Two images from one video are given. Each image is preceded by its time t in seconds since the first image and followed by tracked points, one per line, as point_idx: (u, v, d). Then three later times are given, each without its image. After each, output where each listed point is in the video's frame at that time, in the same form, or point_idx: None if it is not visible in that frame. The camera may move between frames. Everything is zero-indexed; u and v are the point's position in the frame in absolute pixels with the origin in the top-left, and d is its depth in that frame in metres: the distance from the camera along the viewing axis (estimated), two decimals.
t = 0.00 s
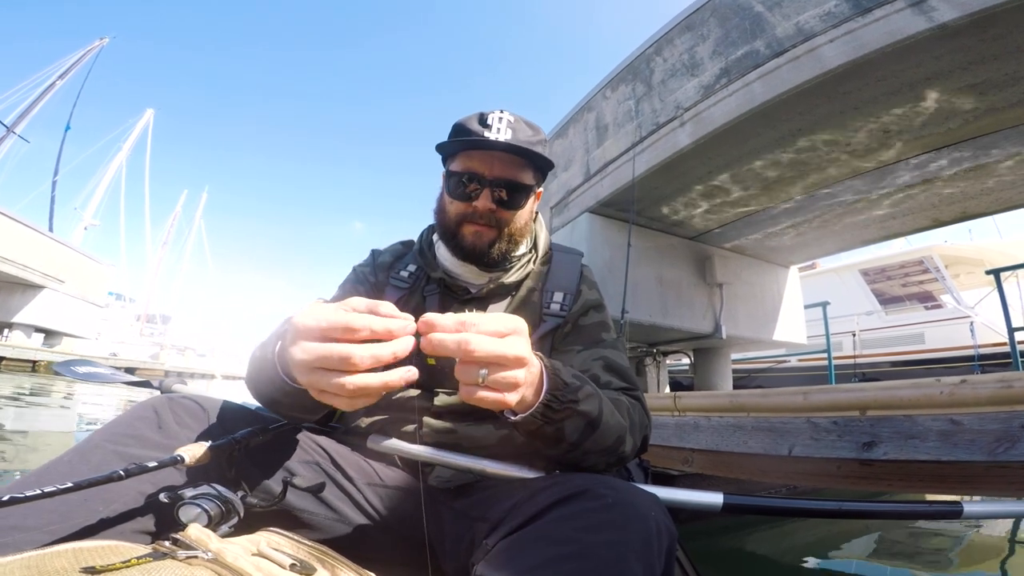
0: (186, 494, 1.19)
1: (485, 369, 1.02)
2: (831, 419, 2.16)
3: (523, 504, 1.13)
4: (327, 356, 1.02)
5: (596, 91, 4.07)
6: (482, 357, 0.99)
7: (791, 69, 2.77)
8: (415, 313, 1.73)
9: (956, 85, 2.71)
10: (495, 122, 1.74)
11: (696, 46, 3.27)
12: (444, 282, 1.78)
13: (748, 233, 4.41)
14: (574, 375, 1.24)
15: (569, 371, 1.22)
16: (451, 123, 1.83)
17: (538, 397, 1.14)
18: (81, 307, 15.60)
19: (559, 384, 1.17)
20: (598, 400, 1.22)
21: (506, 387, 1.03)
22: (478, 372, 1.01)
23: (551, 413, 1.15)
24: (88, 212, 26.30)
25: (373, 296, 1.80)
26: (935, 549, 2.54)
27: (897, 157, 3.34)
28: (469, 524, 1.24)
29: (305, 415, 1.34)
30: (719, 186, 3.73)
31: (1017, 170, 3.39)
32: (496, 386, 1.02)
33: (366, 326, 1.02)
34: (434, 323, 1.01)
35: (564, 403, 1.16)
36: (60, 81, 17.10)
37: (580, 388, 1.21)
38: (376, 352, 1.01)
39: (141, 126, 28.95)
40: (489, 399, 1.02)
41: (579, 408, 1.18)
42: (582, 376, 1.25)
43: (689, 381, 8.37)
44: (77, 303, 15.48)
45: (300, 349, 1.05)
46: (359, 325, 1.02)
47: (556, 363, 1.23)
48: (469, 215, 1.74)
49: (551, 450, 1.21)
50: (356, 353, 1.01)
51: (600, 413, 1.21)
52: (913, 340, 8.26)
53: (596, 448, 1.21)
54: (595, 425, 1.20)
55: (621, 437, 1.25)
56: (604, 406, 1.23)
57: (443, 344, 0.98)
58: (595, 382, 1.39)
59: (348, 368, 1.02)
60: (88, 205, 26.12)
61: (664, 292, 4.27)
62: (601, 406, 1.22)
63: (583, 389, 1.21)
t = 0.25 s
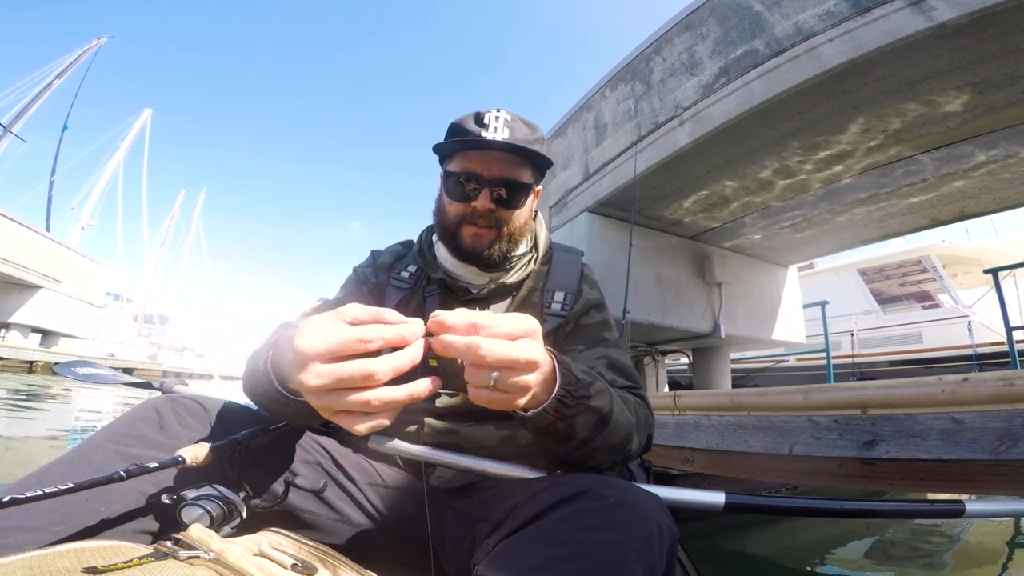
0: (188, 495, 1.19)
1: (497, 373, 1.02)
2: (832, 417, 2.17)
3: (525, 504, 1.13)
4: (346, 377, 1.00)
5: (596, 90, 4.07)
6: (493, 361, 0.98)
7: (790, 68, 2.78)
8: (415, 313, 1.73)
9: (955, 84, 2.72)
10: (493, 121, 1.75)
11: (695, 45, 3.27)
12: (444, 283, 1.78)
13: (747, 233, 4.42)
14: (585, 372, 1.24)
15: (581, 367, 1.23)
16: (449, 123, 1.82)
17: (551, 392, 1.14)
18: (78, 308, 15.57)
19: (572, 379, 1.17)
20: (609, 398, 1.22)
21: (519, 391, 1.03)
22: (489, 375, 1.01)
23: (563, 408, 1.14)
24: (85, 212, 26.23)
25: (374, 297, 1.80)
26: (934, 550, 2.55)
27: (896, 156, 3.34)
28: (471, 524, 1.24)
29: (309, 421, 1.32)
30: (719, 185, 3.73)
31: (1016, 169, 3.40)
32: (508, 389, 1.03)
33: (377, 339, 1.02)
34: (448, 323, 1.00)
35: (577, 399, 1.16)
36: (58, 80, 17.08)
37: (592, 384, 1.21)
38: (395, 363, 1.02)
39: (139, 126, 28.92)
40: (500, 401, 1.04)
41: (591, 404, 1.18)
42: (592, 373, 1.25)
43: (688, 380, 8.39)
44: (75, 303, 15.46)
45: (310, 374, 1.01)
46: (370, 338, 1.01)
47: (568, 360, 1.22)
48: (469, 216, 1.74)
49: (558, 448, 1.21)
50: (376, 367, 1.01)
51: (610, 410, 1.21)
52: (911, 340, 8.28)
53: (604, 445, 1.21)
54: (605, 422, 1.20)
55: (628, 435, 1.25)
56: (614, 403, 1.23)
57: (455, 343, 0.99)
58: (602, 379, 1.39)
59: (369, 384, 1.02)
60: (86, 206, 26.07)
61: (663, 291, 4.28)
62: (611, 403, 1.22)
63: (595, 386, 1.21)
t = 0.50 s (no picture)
0: (188, 496, 1.18)
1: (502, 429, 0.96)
2: (832, 417, 2.18)
3: (526, 504, 1.13)
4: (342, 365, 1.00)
5: (594, 90, 4.07)
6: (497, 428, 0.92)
7: (788, 67, 2.78)
8: (415, 314, 1.72)
9: (954, 83, 2.73)
10: (490, 121, 1.74)
11: (694, 45, 3.28)
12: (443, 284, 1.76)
13: (746, 233, 4.43)
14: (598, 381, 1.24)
15: (596, 379, 1.22)
16: (446, 123, 1.82)
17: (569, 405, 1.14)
18: (75, 308, 15.53)
19: (589, 394, 1.17)
20: (621, 408, 1.23)
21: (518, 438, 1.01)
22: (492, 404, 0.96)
23: (578, 422, 1.15)
24: (82, 212, 26.15)
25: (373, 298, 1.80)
26: (932, 549, 2.56)
27: (895, 156, 3.36)
28: (471, 525, 1.24)
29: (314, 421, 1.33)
30: (718, 184, 3.73)
31: (1013, 169, 3.41)
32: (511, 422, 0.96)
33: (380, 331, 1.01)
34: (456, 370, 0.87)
35: (592, 413, 1.16)
36: (55, 80, 17.08)
37: (606, 395, 1.21)
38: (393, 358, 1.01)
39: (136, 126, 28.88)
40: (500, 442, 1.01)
41: (604, 417, 1.18)
42: (605, 383, 1.25)
43: (685, 380, 8.39)
44: (72, 304, 15.41)
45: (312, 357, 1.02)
46: (373, 329, 1.00)
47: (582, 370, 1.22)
48: (468, 217, 1.74)
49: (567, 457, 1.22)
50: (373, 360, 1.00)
51: (621, 422, 1.22)
52: (909, 339, 8.30)
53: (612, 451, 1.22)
54: (615, 432, 1.21)
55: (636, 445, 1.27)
56: (626, 412, 1.24)
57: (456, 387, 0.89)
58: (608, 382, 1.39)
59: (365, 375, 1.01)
60: (82, 206, 26.00)
61: (662, 291, 4.28)
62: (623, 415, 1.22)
63: (609, 397, 1.21)
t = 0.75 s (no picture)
0: (188, 496, 1.18)
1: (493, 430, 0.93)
2: (831, 417, 2.18)
3: (526, 504, 1.13)
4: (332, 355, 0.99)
5: (593, 89, 4.07)
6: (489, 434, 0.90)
7: (787, 67, 2.79)
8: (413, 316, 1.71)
9: (953, 83, 2.73)
10: (485, 120, 1.73)
11: (693, 44, 3.28)
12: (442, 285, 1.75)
13: (745, 232, 4.44)
14: (603, 387, 1.24)
15: (603, 386, 1.22)
16: (441, 124, 1.81)
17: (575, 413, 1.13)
18: (72, 308, 15.48)
19: (597, 402, 1.16)
20: (629, 413, 1.23)
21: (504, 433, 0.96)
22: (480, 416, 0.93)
23: (588, 431, 1.15)
24: (79, 212, 26.08)
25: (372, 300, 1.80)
26: (931, 549, 2.56)
27: (893, 156, 3.36)
28: (470, 524, 1.23)
29: (314, 421, 1.33)
30: (717, 184, 3.74)
31: (1011, 169, 3.42)
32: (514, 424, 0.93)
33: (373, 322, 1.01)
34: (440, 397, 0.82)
35: (601, 421, 1.16)
36: (52, 80, 17.04)
37: (613, 401, 1.21)
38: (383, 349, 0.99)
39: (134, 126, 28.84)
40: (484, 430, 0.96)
41: (612, 424, 1.18)
42: (611, 389, 1.25)
43: (684, 380, 8.40)
44: (69, 304, 15.37)
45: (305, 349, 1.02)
46: (364, 319, 1.00)
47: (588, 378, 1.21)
48: (466, 218, 1.74)
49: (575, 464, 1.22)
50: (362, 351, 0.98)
51: (629, 428, 1.22)
52: (906, 339, 8.32)
53: (619, 456, 1.22)
54: (624, 437, 1.21)
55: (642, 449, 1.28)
56: (632, 416, 1.25)
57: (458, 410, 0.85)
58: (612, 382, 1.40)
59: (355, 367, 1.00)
60: (80, 206, 25.94)
61: (661, 291, 4.29)
62: (630, 421, 1.23)
63: (616, 403, 1.21)
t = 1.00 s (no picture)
0: (186, 495, 1.18)
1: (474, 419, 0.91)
2: (831, 418, 2.18)
3: (523, 504, 1.13)
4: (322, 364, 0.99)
5: (591, 89, 4.07)
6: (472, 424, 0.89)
7: (785, 67, 2.79)
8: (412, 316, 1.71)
9: (952, 82, 2.74)
10: (483, 121, 1.72)
11: (691, 44, 3.28)
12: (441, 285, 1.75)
13: (744, 232, 4.44)
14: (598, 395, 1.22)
15: (595, 393, 1.21)
16: (438, 124, 1.80)
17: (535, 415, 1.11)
18: (71, 308, 15.46)
19: (591, 412, 1.15)
20: (624, 419, 1.23)
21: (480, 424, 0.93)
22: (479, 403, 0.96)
23: (582, 441, 1.14)
24: (78, 212, 26.06)
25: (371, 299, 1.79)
26: (929, 549, 2.57)
27: (892, 156, 3.36)
28: (468, 524, 1.23)
29: (312, 423, 1.33)
30: (716, 184, 3.74)
31: (1010, 170, 3.43)
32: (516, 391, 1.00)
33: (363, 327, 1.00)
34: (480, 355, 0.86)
35: (595, 430, 1.15)
36: (51, 80, 17.03)
37: (607, 408, 1.20)
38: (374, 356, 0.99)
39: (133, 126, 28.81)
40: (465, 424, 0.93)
41: (607, 432, 1.17)
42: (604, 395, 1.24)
43: (683, 381, 8.41)
44: (67, 304, 15.35)
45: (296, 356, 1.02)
46: (352, 325, 0.99)
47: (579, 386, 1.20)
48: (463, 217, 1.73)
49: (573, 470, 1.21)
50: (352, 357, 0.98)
51: (624, 434, 1.21)
52: (905, 340, 8.33)
53: (615, 458, 1.22)
54: (619, 443, 1.21)
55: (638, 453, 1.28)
56: (626, 418, 1.24)
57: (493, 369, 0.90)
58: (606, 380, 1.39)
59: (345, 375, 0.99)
60: (79, 205, 25.91)
61: (660, 291, 4.29)
62: (625, 428, 1.22)
63: (610, 410, 1.20)
